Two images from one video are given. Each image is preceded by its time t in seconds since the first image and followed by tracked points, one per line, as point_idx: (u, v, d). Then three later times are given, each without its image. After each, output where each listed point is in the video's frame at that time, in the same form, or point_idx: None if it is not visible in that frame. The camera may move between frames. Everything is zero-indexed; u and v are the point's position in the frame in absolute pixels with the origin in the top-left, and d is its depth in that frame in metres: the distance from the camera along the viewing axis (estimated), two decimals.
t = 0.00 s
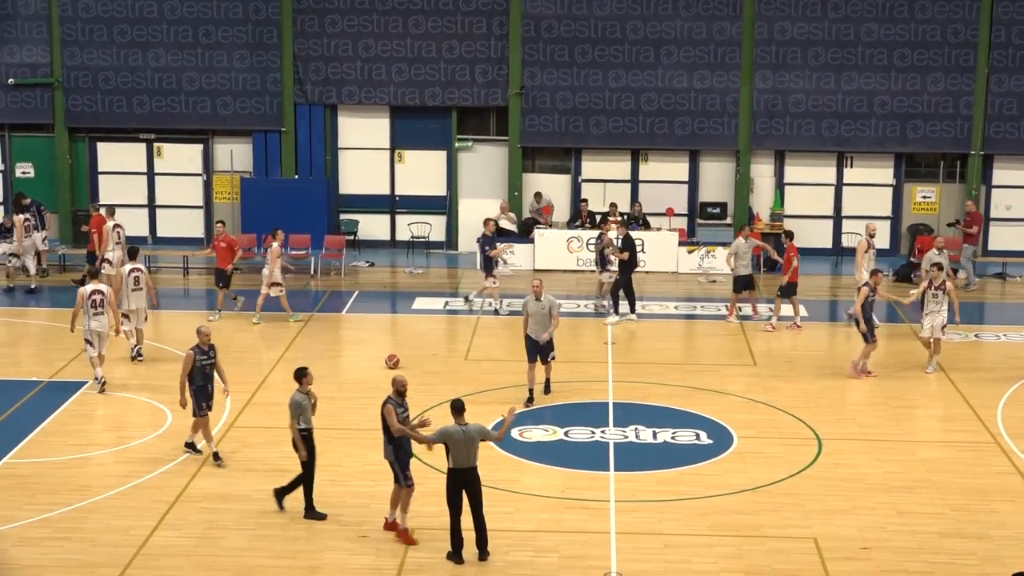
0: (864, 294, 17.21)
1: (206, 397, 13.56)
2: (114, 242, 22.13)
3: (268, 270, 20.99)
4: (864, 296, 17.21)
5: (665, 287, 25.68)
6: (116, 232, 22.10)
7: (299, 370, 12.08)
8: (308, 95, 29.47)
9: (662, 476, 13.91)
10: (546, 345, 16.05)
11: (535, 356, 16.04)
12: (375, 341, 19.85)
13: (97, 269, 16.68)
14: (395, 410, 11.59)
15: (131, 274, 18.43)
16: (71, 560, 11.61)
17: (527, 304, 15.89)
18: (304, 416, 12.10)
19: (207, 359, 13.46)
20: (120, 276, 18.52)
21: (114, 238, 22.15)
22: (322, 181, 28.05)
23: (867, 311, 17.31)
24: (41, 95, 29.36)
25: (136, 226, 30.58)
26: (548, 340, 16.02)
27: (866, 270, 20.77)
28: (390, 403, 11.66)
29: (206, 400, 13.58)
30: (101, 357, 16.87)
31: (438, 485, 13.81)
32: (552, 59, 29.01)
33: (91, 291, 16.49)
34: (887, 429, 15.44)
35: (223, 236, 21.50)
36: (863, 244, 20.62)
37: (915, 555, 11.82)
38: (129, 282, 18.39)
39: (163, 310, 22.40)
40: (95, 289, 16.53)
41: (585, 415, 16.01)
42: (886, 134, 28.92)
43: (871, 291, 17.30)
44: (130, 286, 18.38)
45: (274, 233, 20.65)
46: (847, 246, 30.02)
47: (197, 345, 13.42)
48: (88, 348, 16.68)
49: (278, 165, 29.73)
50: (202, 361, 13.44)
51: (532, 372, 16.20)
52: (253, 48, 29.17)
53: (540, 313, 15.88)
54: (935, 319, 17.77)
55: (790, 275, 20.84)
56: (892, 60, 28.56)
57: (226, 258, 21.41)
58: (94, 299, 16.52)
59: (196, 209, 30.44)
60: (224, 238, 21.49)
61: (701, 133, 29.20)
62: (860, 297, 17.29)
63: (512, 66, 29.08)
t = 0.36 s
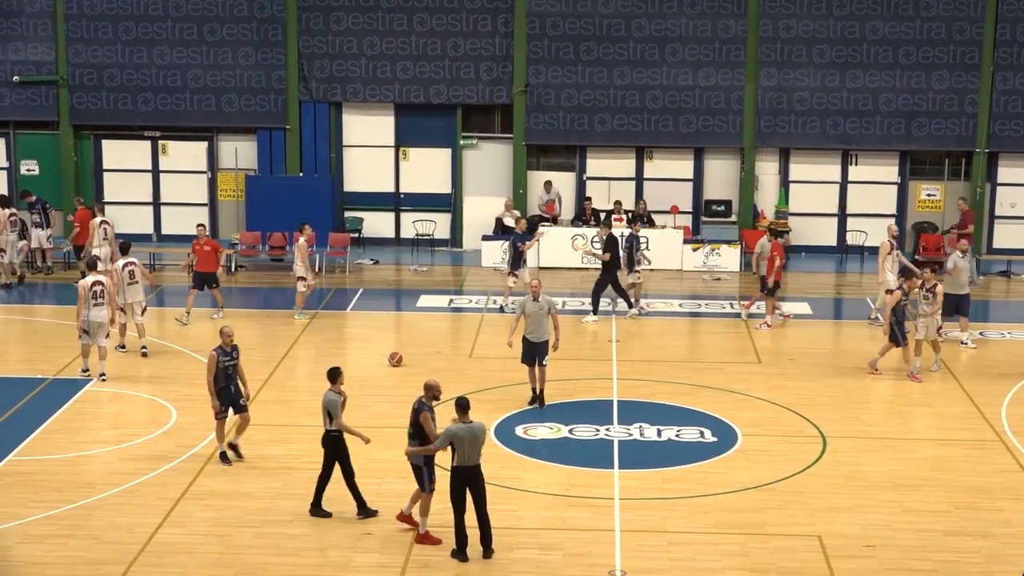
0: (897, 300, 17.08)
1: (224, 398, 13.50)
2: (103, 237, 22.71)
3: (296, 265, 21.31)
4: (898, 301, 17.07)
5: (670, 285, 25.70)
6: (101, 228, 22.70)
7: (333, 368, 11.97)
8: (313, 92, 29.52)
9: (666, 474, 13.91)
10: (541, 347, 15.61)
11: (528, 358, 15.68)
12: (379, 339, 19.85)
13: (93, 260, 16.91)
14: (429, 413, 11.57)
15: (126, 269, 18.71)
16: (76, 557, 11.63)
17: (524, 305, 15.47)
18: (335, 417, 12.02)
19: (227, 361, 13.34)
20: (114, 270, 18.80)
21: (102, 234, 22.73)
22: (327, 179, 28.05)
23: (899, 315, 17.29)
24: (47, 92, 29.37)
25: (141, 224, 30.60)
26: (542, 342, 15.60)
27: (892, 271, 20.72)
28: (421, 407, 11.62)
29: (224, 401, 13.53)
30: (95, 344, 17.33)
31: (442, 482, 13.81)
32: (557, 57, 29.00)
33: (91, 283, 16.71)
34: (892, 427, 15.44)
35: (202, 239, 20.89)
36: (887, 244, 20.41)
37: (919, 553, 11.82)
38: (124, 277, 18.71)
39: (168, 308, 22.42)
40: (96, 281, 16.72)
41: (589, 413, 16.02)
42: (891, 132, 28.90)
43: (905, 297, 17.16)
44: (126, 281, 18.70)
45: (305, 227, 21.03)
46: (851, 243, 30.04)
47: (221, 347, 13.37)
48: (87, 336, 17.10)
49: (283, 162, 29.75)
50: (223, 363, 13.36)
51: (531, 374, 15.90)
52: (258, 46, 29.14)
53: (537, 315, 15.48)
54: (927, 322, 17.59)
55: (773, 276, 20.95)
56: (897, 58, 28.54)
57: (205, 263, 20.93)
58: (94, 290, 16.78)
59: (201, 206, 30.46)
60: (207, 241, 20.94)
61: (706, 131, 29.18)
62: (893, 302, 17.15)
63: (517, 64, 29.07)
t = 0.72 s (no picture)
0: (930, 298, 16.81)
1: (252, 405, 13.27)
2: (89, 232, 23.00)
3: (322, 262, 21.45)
4: (933, 304, 16.79)
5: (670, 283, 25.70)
6: (88, 223, 23.00)
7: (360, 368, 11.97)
8: (314, 91, 29.53)
9: (667, 473, 13.91)
10: (539, 356, 15.26)
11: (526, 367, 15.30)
12: (381, 338, 19.85)
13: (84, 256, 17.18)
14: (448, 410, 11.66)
15: (117, 263, 18.79)
16: (77, 555, 11.63)
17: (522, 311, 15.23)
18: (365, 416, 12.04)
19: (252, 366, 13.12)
20: (104, 263, 18.87)
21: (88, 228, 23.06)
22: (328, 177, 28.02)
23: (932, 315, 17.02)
24: (48, 91, 29.36)
25: (142, 222, 30.61)
26: (539, 350, 15.25)
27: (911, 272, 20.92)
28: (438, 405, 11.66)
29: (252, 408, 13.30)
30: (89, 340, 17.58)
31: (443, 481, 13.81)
32: (558, 56, 28.99)
33: (81, 278, 17.04)
34: (893, 426, 15.43)
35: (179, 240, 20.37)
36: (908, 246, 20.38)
37: (921, 552, 11.81)
38: (116, 272, 18.76)
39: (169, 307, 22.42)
40: (85, 277, 17.05)
41: (591, 412, 16.02)
42: (893, 131, 28.88)
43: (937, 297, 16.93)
44: (117, 275, 18.75)
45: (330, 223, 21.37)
46: (852, 242, 30.05)
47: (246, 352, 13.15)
48: (79, 330, 17.37)
49: (284, 161, 29.76)
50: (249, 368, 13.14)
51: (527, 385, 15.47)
52: (260, 44, 29.13)
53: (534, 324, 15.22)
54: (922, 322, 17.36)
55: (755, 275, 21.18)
56: (899, 56, 28.53)
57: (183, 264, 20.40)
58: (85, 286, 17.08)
59: (202, 205, 30.47)
60: (186, 241, 20.51)
61: (707, 130, 29.17)
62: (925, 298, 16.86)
63: (518, 62, 29.06)
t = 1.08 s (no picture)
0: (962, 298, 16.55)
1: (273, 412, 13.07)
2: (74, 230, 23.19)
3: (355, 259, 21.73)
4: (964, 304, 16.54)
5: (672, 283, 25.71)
6: (72, 219, 23.13)
7: (382, 368, 11.90)
8: (315, 91, 29.52)
9: (669, 472, 13.91)
10: (536, 362, 15.04)
11: (522, 373, 15.01)
12: (382, 337, 19.86)
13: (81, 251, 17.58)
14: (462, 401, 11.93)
15: (117, 259, 18.96)
16: (77, 555, 11.62)
17: (515, 317, 14.86)
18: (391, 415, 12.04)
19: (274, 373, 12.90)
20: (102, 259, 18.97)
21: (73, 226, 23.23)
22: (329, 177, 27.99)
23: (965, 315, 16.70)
24: (49, 90, 29.34)
25: (143, 222, 30.60)
26: (535, 357, 14.96)
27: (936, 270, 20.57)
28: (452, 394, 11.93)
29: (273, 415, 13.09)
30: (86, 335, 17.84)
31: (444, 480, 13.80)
32: (559, 55, 28.98)
33: (76, 273, 17.46)
34: (894, 426, 15.42)
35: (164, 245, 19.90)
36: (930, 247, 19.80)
37: (921, 552, 11.81)
38: (115, 267, 18.93)
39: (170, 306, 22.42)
40: (80, 272, 17.46)
41: (592, 411, 16.02)
42: (894, 130, 28.87)
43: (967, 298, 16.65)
44: (116, 270, 18.92)
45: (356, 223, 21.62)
46: (853, 241, 30.06)
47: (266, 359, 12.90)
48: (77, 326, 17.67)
49: (285, 161, 29.76)
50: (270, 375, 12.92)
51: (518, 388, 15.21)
52: (261, 44, 29.13)
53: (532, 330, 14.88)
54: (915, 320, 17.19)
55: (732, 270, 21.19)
56: (900, 56, 28.53)
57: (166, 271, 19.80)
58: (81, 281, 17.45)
59: (203, 204, 30.48)
60: (170, 248, 19.92)
61: (708, 129, 29.16)
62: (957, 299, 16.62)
63: (519, 62, 29.06)
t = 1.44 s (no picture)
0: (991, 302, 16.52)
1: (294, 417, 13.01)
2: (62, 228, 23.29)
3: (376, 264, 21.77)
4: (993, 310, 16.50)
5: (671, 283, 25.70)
6: (59, 218, 23.28)
7: (386, 366, 11.98)
8: (315, 91, 29.52)
9: (669, 473, 13.92)
10: (527, 370, 14.94)
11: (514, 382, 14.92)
12: (382, 338, 19.86)
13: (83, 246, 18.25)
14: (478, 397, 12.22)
15: (111, 255, 19.14)
16: (78, 555, 11.62)
17: (506, 324, 14.79)
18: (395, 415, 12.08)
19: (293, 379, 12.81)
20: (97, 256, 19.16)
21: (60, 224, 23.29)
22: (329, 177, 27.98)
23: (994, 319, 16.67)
24: (49, 90, 29.34)
25: (143, 222, 30.59)
26: (528, 363, 14.90)
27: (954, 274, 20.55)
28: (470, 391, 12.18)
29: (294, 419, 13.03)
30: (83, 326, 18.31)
31: (444, 480, 13.80)
32: (559, 55, 28.98)
33: (76, 267, 18.05)
34: (894, 426, 15.42)
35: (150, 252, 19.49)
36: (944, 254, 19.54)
37: (921, 552, 11.81)
38: (110, 262, 19.09)
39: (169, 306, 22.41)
40: (80, 266, 18.07)
41: (592, 411, 16.02)
42: (894, 130, 28.86)
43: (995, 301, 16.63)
44: (111, 266, 19.08)
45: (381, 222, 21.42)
46: (853, 241, 30.04)
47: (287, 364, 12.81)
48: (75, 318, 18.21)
49: (285, 161, 29.76)
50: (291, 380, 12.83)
51: (511, 401, 15.03)
52: (261, 44, 29.14)
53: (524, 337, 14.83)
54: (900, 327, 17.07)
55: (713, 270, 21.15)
56: (900, 56, 28.52)
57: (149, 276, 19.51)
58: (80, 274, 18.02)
59: (202, 204, 30.49)
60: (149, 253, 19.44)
61: (708, 129, 29.16)
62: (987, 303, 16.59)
63: (519, 62, 29.05)
